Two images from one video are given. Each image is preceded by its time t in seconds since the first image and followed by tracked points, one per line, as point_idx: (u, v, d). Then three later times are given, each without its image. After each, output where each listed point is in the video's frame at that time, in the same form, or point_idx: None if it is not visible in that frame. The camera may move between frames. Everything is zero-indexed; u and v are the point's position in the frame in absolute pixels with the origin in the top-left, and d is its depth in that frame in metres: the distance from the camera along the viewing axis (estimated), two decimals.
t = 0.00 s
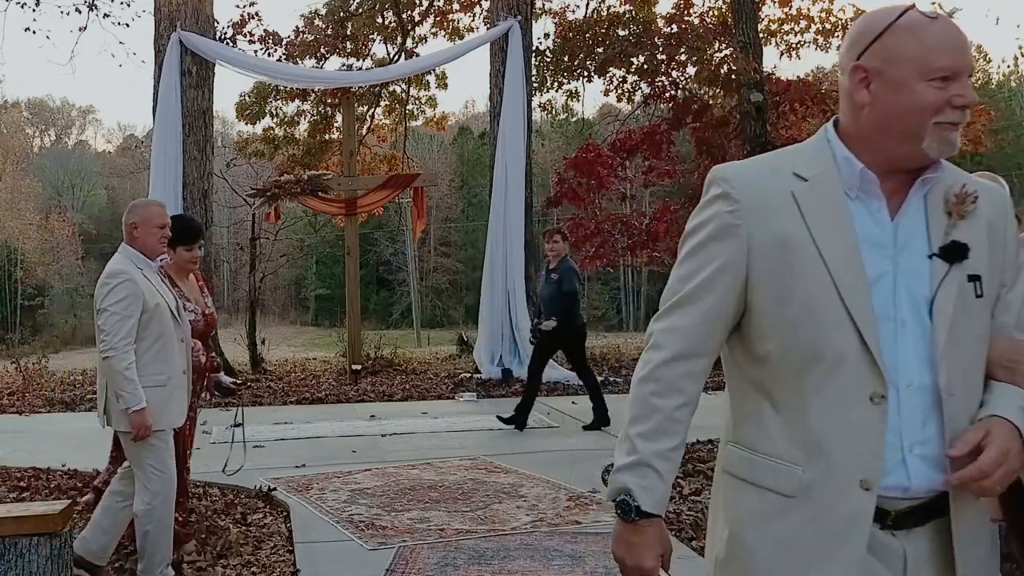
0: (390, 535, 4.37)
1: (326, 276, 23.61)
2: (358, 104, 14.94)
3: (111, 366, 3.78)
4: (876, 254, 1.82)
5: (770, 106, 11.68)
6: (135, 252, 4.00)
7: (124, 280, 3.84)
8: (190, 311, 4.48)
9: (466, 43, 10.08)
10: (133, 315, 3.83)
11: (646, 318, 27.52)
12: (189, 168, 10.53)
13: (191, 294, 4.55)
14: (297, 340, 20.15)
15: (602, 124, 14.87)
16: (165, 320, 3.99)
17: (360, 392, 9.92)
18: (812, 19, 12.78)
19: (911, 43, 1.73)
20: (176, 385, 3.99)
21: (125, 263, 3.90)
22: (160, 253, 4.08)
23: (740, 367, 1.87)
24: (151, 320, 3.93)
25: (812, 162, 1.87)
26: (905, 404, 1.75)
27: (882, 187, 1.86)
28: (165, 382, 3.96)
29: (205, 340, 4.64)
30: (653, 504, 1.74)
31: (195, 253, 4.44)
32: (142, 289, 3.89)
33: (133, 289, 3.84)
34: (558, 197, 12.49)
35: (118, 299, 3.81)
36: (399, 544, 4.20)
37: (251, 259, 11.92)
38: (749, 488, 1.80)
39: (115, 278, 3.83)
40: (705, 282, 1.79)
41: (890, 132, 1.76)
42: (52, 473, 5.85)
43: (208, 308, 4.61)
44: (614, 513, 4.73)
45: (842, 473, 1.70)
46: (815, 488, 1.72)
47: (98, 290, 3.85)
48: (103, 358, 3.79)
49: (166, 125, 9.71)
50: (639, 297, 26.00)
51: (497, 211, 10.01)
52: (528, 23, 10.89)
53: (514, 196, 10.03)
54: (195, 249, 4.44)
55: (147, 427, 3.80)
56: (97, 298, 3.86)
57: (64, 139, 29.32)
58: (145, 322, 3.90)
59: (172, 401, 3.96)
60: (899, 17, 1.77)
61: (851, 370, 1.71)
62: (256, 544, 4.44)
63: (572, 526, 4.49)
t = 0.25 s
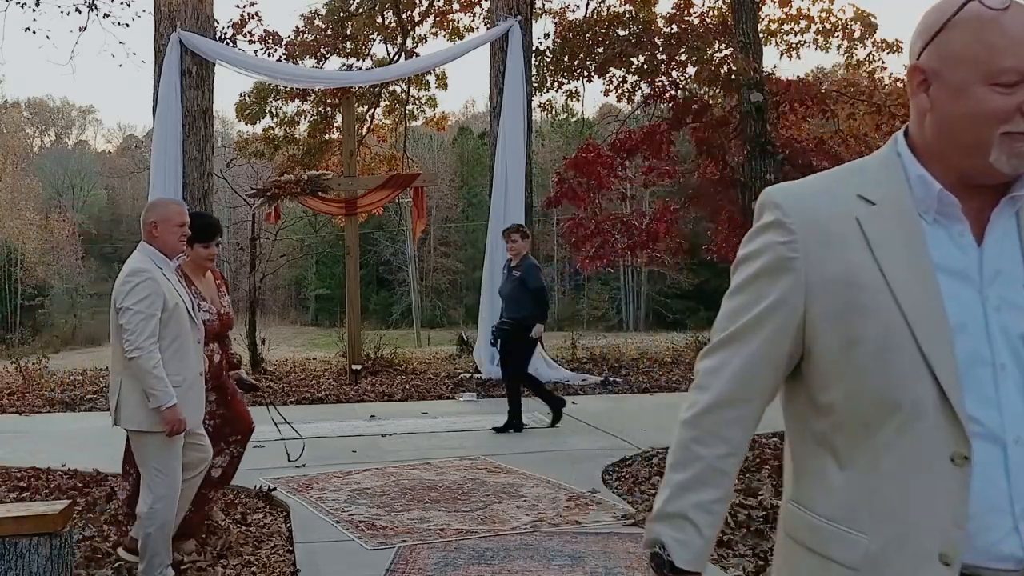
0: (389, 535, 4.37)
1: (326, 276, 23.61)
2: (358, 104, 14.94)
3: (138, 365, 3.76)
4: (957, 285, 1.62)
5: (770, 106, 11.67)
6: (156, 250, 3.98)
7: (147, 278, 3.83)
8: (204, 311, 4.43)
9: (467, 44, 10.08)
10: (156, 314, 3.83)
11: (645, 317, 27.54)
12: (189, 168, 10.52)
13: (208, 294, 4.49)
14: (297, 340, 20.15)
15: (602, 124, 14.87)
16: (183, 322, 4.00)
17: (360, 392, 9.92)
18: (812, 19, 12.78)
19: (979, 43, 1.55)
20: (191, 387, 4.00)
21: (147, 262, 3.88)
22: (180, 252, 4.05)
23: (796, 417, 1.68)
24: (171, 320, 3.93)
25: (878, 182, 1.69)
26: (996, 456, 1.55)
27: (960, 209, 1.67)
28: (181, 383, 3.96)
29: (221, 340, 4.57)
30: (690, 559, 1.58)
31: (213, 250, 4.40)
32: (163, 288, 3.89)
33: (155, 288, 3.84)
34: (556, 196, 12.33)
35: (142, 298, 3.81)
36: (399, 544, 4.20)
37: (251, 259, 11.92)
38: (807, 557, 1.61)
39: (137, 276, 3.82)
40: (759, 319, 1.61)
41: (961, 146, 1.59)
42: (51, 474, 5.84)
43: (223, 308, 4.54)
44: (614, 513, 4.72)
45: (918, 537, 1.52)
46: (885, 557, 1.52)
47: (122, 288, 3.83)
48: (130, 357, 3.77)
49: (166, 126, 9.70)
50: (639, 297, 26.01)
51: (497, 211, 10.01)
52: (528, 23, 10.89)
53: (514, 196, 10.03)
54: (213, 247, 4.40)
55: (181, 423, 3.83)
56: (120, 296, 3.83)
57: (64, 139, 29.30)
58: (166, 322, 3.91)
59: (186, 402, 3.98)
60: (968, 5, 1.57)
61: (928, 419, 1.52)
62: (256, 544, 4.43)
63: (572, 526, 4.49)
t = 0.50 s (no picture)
0: (390, 535, 4.37)
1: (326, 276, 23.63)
2: (358, 104, 14.94)
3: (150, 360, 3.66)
4: None
5: (770, 106, 11.68)
6: (174, 249, 3.87)
7: (161, 274, 3.73)
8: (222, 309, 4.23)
9: (467, 43, 10.07)
10: (170, 310, 3.72)
11: (645, 317, 27.58)
12: (189, 168, 10.52)
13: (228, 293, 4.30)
14: (298, 340, 20.17)
15: (602, 124, 14.88)
16: (198, 320, 3.88)
17: (360, 392, 9.92)
18: (812, 19, 12.80)
19: None
20: (207, 384, 3.90)
21: (162, 258, 3.78)
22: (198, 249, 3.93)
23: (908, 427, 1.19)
24: (186, 317, 3.82)
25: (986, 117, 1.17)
26: None
27: None
28: (195, 381, 3.85)
29: (240, 340, 4.34)
30: None
31: (233, 247, 4.21)
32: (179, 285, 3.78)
33: (170, 284, 3.73)
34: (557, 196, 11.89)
35: (156, 294, 3.70)
36: (399, 544, 4.20)
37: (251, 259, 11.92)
38: None
39: (152, 272, 3.71)
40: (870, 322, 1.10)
41: None
42: (51, 473, 5.84)
43: (242, 308, 4.32)
44: (614, 513, 4.72)
45: None
46: None
47: (135, 283, 3.72)
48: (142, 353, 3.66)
49: (166, 126, 9.70)
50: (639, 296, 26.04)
51: (497, 211, 10.01)
52: (528, 23, 10.90)
53: (514, 196, 10.03)
54: (233, 245, 4.22)
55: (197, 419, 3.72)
56: (134, 292, 3.72)
57: (64, 139, 29.30)
58: (180, 318, 3.80)
59: (201, 400, 3.87)
60: None
61: None
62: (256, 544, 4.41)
63: (571, 526, 4.49)
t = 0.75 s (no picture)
0: (389, 535, 4.37)
1: (326, 276, 23.62)
2: (358, 104, 14.95)
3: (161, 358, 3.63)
4: None
5: (769, 106, 11.68)
6: (192, 249, 3.86)
7: (175, 272, 3.70)
8: (244, 308, 4.24)
9: (467, 43, 10.06)
10: (184, 308, 3.69)
11: (645, 317, 27.60)
12: (189, 168, 10.51)
13: (251, 293, 4.32)
14: (297, 340, 20.16)
15: (602, 124, 14.88)
16: (214, 319, 3.83)
17: (360, 392, 9.92)
18: (812, 19, 12.81)
19: None
20: (220, 383, 3.85)
21: (179, 257, 3.76)
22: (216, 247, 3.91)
23: None
24: (201, 315, 3.78)
25: None
26: None
27: None
28: (208, 379, 3.81)
29: (263, 342, 4.35)
30: None
31: (258, 245, 4.24)
32: (194, 283, 3.75)
33: (185, 282, 3.70)
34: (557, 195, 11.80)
35: (169, 292, 3.67)
36: (399, 544, 4.20)
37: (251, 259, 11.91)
38: None
39: (166, 269, 3.69)
40: None
41: None
42: (51, 474, 5.84)
43: (266, 309, 4.35)
44: (614, 513, 4.73)
45: None
46: None
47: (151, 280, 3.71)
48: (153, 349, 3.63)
49: (166, 126, 9.71)
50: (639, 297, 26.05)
51: (497, 211, 10.01)
52: (528, 23, 10.90)
53: (514, 196, 10.03)
54: (258, 243, 4.25)
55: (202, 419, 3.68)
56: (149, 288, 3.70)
57: (64, 139, 29.28)
58: (195, 316, 3.76)
59: (214, 399, 3.83)
60: None
61: None
62: (256, 544, 4.39)
63: (571, 526, 4.49)
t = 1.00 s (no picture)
0: (390, 535, 4.37)
1: (326, 276, 23.62)
2: (358, 104, 14.95)
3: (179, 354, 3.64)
4: None
5: (769, 106, 11.68)
6: (210, 248, 3.86)
7: (192, 270, 3.71)
8: (270, 306, 4.29)
9: (467, 43, 10.06)
10: (201, 304, 3.69)
11: (645, 317, 27.60)
12: (189, 168, 10.51)
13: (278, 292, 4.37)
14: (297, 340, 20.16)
15: (602, 124, 14.88)
16: (231, 316, 3.82)
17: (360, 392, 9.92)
18: (812, 19, 12.81)
19: None
20: (238, 380, 3.84)
21: (195, 255, 3.77)
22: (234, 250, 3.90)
23: None
24: (218, 312, 3.78)
25: None
26: None
27: None
28: (226, 376, 3.80)
29: (290, 343, 4.41)
30: None
31: (286, 245, 4.26)
32: (211, 281, 3.75)
33: (200, 280, 3.70)
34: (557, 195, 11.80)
35: (186, 290, 3.68)
36: (399, 544, 4.20)
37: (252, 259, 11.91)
38: None
39: (183, 268, 3.71)
40: None
41: None
42: (51, 473, 5.84)
43: (293, 309, 4.40)
44: (614, 513, 4.73)
45: None
46: None
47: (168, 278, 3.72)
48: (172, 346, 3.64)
49: (166, 126, 9.71)
50: (639, 297, 26.06)
51: (497, 211, 10.01)
52: (528, 23, 10.90)
53: (514, 196, 10.03)
54: (286, 243, 4.28)
55: (223, 414, 3.68)
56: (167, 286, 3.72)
57: (64, 139, 29.30)
58: (212, 314, 3.76)
59: (234, 394, 3.82)
60: None
61: None
62: (257, 545, 4.37)
63: (570, 526, 4.49)
